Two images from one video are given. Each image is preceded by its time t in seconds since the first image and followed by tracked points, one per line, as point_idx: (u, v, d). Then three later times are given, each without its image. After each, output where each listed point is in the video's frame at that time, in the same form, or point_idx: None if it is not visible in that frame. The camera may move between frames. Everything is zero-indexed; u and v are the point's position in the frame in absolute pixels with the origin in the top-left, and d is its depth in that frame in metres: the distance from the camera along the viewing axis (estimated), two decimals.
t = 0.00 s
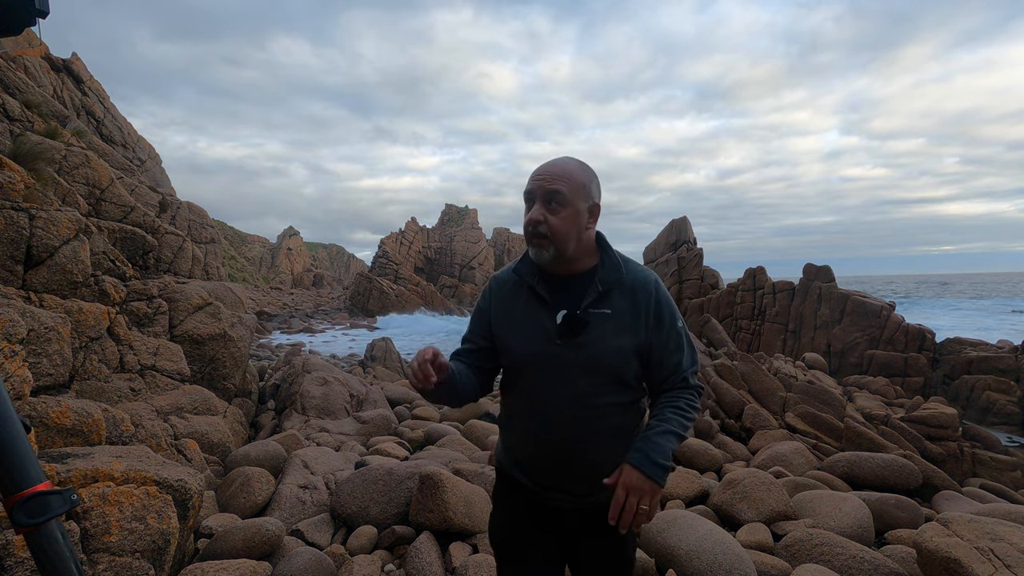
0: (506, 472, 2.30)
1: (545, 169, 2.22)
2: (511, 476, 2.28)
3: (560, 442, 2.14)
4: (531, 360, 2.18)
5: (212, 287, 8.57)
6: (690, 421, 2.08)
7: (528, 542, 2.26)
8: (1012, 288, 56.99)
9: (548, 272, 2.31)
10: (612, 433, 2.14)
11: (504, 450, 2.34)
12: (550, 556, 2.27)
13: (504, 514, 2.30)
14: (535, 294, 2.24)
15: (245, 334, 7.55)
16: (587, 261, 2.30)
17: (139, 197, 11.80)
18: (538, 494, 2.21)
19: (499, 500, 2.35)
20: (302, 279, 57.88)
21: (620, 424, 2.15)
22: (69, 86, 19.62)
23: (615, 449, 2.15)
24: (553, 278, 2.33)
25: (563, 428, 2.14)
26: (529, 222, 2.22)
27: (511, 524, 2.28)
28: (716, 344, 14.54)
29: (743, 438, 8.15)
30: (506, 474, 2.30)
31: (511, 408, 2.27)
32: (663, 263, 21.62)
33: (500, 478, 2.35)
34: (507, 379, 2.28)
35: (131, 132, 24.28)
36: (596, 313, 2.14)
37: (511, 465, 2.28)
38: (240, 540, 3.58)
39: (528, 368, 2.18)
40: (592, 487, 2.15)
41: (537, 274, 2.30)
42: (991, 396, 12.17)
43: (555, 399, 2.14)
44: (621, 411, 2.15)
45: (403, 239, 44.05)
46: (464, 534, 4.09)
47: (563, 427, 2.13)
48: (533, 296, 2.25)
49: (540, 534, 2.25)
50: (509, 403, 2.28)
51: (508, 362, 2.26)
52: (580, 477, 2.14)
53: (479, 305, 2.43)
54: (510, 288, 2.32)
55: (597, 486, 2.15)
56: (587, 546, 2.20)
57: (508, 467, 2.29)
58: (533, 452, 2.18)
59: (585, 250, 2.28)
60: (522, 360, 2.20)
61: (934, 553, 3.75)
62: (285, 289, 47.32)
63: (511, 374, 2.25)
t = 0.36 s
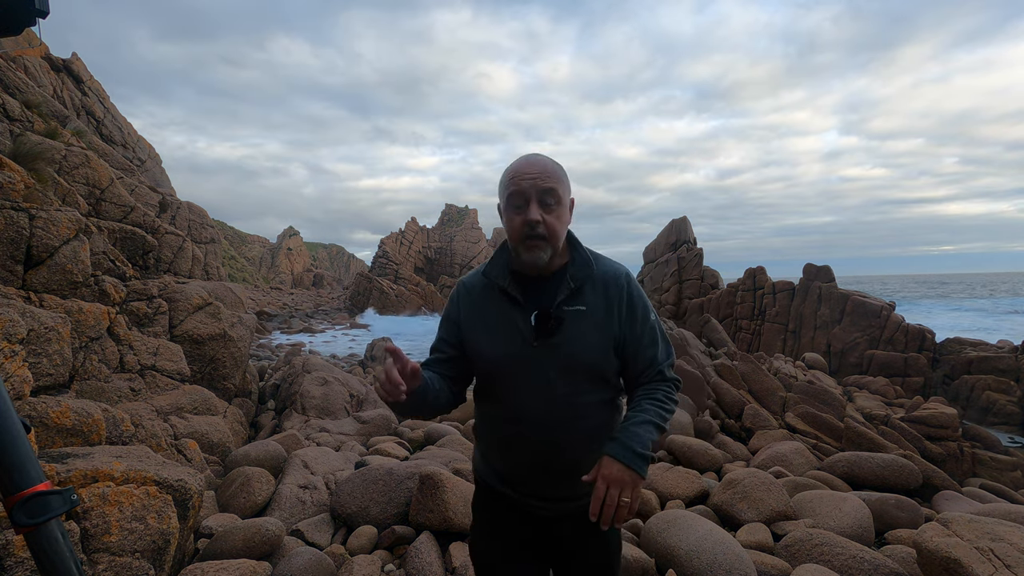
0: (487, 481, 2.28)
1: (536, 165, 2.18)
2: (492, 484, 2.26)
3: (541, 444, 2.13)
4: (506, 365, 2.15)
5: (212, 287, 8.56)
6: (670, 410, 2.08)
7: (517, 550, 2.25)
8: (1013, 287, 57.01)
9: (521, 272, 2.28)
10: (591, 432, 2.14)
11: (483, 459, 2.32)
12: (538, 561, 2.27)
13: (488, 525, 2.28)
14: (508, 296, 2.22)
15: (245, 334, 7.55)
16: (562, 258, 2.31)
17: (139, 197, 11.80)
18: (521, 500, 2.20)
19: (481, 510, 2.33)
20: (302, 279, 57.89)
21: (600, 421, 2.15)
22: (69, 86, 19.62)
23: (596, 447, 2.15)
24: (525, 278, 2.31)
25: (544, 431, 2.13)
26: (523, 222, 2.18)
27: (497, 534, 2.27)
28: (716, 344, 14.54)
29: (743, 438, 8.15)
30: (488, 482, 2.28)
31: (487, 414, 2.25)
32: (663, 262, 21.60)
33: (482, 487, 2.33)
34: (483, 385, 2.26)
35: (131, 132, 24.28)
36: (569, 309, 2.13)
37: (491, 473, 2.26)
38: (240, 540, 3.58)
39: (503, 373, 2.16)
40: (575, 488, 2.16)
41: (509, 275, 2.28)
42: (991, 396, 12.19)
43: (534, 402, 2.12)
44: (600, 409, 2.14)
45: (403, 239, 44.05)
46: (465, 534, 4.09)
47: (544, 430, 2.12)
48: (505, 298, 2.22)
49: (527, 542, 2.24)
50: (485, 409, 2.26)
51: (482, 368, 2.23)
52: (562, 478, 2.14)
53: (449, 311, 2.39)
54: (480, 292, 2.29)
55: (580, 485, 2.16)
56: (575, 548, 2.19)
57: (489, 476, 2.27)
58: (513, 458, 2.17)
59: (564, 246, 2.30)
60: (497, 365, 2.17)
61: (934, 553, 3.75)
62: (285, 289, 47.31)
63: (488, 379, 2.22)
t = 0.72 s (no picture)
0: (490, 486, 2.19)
1: (568, 157, 2.18)
2: (497, 487, 2.19)
3: (554, 441, 2.09)
4: (518, 363, 2.08)
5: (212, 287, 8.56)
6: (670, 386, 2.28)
7: (518, 552, 2.19)
8: (1013, 286, 57.03)
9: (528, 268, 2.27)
10: (600, 422, 2.15)
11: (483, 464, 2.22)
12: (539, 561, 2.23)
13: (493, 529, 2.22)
14: (514, 292, 2.15)
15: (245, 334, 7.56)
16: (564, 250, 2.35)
17: (139, 197, 11.80)
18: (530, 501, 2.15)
19: (484, 514, 2.26)
20: (302, 279, 57.91)
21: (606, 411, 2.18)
22: (69, 86, 19.61)
23: (602, 438, 2.17)
24: (525, 273, 2.27)
25: (556, 427, 2.09)
26: (570, 211, 2.17)
27: (502, 537, 2.21)
28: (716, 344, 14.54)
29: (743, 438, 8.16)
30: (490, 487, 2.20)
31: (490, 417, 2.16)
32: (663, 262, 21.60)
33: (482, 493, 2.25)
34: (487, 387, 2.17)
35: (131, 132, 24.29)
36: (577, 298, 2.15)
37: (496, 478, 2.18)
38: (241, 540, 3.58)
39: (513, 372, 2.08)
40: (584, 481, 2.15)
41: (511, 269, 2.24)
42: (991, 396, 12.21)
43: (549, 398, 2.08)
44: (607, 399, 2.18)
45: (403, 239, 44.04)
46: (464, 534, 4.09)
47: (558, 427, 2.08)
48: (509, 293, 2.16)
49: (532, 543, 2.19)
50: (488, 411, 2.17)
51: (488, 369, 2.13)
52: (572, 473, 2.12)
53: (441, 313, 2.23)
54: (479, 290, 2.19)
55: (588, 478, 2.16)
56: (577, 544, 2.19)
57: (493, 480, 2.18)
58: (522, 459, 2.11)
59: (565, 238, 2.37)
60: (507, 365, 2.09)
61: (934, 553, 3.75)
62: (285, 289, 47.31)
63: (498, 380, 2.12)
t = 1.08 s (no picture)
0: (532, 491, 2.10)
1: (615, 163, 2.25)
2: (535, 488, 2.08)
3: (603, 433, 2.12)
4: (577, 360, 2.06)
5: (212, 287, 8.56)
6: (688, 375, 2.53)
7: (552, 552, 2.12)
8: (1012, 286, 57.07)
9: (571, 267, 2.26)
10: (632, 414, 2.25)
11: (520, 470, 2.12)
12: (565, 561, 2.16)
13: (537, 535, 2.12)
14: (566, 290, 2.12)
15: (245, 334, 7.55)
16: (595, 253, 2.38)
17: (139, 197, 11.81)
18: (572, 502, 2.11)
19: (514, 522, 2.15)
20: (301, 279, 57.93)
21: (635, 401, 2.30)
22: (69, 86, 19.61)
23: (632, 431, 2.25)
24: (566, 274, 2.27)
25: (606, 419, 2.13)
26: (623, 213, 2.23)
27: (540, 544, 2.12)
28: (716, 344, 14.54)
29: (743, 438, 8.15)
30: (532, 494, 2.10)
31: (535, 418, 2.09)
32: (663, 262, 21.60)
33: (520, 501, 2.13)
34: (538, 387, 2.09)
35: (131, 132, 24.29)
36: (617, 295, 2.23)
37: (539, 483, 2.09)
38: (241, 541, 3.58)
39: (577, 369, 2.06)
40: (617, 474, 2.20)
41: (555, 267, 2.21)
42: (991, 396, 12.25)
43: (605, 392, 2.12)
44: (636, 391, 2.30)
45: (403, 239, 44.05)
46: (465, 534, 4.09)
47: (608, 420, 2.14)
48: (560, 291, 2.12)
49: (567, 546, 2.13)
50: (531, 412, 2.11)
51: (543, 368, 2.07)
52: (610, 467, 2.16)
53: (485, 311, 2.06)
54: (529, 285, 2.10)
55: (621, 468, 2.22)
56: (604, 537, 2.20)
57: (535, 486, 2.09)
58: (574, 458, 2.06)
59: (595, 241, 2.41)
60: (566, 362, 2.06)
61: (934, 553, 3.75)
62: (285, 289, 47.32)
63: (560, 378, 2.07)
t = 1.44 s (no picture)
0: (564, 487, 2.12)
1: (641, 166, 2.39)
2: (571, 483, 2.11)
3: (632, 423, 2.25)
4: (626, 353, 2.18)
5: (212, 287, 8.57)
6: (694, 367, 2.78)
7: (585, 544, 2.15)
8: (1012, 287, 57.03)
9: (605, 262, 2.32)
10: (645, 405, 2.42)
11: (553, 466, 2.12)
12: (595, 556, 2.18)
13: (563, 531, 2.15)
14: (609, 283, 2.21)
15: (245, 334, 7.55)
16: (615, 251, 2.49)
17: (140, 197, 11.81)
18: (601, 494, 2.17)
19: (545, 519, 2.16)
20: (301, 279, 57.91)
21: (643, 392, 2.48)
22: (69, 86, 19.59)
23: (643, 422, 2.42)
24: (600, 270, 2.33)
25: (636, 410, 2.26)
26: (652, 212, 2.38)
27: (564, 541, 2.16)
28: (716, 344, 14.57)
29: (743, 438, 8.15)
30: (564, 490, 2.12)
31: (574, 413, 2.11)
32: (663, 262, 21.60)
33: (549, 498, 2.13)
34: (589, 378, 2.13)
35: (131, 132, 24.30)
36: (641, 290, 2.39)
37: (574, 478, 2.12)
38: (241, 541, 3.58)
39: (624, 361, 2.17)
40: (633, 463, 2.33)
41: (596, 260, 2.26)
42: (991, 396, 12.26)
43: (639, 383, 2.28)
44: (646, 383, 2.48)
45: (403, 239, 44.05)
46: (464, 534, 4.09)
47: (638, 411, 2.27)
48: (606, 284, 2.20)
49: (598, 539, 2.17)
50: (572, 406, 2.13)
51: (598, 360, 2.12)
52: (630, 458, 2.28)
53: (552, 301, 1.98)
54: (585, 276, 2.12)
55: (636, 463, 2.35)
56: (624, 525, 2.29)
57: (572, 480, 2.12)
58: (609, 451, 2.15)
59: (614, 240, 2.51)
60: (618, 354, 2.15)
61: (934, 553, 3.75)
62: (285, 289, 47.28)
63: (610, 370, 2.15)
